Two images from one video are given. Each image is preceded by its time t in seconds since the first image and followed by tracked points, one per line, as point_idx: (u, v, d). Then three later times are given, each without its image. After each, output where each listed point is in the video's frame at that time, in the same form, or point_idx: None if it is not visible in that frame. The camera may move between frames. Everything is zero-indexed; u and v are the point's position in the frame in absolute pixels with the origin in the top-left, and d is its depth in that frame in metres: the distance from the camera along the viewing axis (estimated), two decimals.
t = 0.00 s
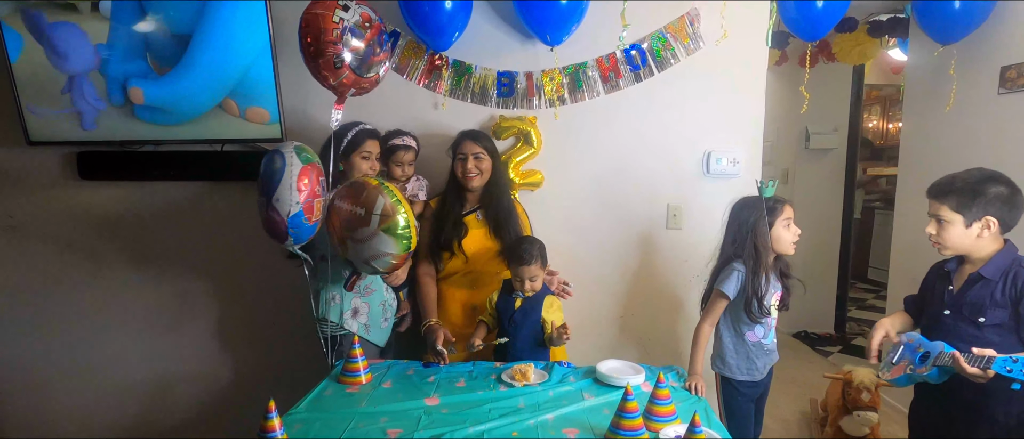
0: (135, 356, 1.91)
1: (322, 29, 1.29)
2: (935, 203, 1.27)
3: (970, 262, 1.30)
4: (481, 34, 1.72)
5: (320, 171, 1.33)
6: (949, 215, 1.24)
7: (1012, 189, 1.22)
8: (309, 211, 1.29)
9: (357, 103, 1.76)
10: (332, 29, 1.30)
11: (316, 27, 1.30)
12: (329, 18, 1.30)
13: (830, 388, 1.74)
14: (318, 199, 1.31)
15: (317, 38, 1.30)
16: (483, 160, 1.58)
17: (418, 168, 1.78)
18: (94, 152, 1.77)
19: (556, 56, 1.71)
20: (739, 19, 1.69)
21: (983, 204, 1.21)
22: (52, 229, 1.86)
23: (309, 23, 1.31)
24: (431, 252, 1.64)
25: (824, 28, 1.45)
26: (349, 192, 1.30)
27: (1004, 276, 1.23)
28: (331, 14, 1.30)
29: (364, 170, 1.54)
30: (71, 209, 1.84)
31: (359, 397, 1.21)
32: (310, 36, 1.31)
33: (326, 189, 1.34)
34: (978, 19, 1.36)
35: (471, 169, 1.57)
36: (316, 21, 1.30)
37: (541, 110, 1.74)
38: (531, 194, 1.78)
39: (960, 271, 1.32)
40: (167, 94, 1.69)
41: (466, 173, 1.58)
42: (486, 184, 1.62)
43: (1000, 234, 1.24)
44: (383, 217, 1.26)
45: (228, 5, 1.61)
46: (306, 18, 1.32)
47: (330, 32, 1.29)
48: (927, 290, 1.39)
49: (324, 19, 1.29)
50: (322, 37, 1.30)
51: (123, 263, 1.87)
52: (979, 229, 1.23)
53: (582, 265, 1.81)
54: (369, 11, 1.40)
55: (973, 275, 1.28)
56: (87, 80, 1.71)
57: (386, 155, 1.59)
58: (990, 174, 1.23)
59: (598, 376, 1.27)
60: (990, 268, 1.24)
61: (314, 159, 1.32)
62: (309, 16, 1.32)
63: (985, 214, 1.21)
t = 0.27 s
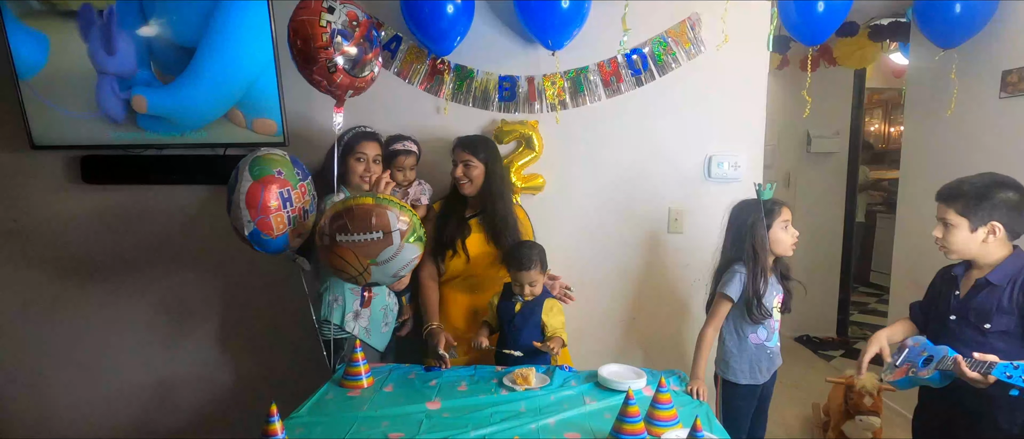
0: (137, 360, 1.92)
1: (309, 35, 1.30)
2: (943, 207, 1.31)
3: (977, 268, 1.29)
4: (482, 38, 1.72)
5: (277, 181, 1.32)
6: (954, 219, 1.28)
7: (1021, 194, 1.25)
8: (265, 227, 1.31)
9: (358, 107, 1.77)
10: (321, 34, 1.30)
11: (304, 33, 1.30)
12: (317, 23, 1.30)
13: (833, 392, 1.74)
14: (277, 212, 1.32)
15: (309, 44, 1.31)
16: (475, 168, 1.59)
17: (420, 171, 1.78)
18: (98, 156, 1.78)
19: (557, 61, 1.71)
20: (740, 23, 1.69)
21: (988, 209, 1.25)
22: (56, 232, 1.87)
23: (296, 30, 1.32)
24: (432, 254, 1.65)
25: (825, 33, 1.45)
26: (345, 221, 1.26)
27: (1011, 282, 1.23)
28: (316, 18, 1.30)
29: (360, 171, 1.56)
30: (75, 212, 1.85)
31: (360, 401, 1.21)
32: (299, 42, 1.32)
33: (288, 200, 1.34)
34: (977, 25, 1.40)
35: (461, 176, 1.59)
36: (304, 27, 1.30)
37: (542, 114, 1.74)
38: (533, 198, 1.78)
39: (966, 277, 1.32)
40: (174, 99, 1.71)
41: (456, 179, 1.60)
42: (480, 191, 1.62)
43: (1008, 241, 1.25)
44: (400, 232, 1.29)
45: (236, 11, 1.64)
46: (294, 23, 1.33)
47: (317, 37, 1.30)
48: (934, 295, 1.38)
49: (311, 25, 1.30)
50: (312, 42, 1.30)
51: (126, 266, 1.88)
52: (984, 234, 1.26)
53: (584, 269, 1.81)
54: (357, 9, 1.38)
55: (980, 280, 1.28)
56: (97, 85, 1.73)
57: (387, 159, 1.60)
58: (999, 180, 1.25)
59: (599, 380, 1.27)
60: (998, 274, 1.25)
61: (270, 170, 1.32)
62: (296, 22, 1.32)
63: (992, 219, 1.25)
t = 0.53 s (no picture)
0: (137, 360, 1.92)
1: (297, 43, 1.30)
2: (946, 207, 1.31)
3: (980, 269, 1.29)
4: (482, 39, 1.72)
5: (248, 188, 1.31)
6: (959, 220, 1.28)
7: None
8: (230, 231, 1.32)
9: (359, 108, 1.77)
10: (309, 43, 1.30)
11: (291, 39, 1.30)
12: (304, 32, 1.29)
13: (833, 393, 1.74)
14: (244, 219, 1.31)
15: (298, 50, 1.30)
16: (471, 169, 1.59)
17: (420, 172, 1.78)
18: (98, 157, 1.79)
19: (557, 62, 1.71)
20: (740, 24, 1.69)
21: (994, 210, 1.25)
22: (56, 232, 1.87)
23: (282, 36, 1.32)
24: (433, 254, 1.66)
25: (825, 34, 1.45)
26: (351, 238, 1.24)
27: (1013, 285, 1.24)
28: (300, 25, 1.29)
29: (359, 171, 1.54)
30: (76, 213, 1.85)
31: (360, 401, 1.21)
32: (287, 50, 1.32)
33: (258, 207, 1.32)
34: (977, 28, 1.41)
35: (456, 177, 1.61)
36: (292, 34, 1.29)
37: (542, 115, 1.74)
38: (532, 199, 1.78)
39: (969, 279, 1.31)
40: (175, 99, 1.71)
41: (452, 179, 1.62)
42: (475, 191, 1.62)
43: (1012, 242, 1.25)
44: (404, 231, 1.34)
45: (238, 13, 1.65)
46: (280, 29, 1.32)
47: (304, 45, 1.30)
48: (934, 296, 1.38)
49: (297, 29, 1.29)
50: (301, 48, 1.30)
51: (126, 267, 1.88)
52: (989, 235, 1.25)
53: (584, 269, 1.81)
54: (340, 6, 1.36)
55: (981, 283, 1.28)
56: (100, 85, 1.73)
57: (393, 160, 1.61)
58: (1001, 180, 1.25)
59: (599, 381, 1.27)
60: (1001, 276, 1.25)
61: (242, 176, 1.31)
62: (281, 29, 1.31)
63: (998, 220, 1.24)
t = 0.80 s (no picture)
0: (138, 360, 1.92)
1: (290, 31, 1.25)
2: (956, 207, 1.41)
3: (987, 270, 1.38)
4: (482, 39, 1.72)
5: (233, 188, 1.33)
6: (970, 219, 1.38)
7: None
8: (217, 229, 1.36)
9: (359, 108, 1.77)
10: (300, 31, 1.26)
11: (281, 29, 1.26)
12: (295, 19, 1.26)
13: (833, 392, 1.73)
14: (227, 217, 1.33)
15: (287, 39, 1.26)
16: (470, 168, 1.60)
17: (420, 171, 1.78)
18: (99, 157, 1.79)
19: (557, 61, 1.71)
20: (740, 23, 1.70)
21: (1006, 211, 1.33)
22: (56, 232, 1.87)
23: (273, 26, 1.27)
24: (433, 253, 1.66)
25: (825, 33, 1.45)
26: (361, 246, 1.24)
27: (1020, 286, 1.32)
28: (292, 14, 1.26)
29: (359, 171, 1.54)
30: (76, 213, 1.85)
31: (361, 401, 1.21)
32: (276, 38, 1.27)
33: (241, 207, 1.33)
34: (979, 25, 1.42)
35: (456, 176, 1.61)
36: (282, 23, 1.26)
37: (542, 114, 1.74)
38: (532, 198, 1.78)
39: (977, 280, 1.39)
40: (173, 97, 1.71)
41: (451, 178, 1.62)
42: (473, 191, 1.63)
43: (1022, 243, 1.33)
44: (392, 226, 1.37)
45: (238, 11, 1.66)
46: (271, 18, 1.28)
47: (297, 34, 1.26)
48: (941, 297, 1.46)
49: (289, 18, 1.25)
50: (289, 38, 1.26)
51: (126, 266, 1.88)
52: (1001, 235, 1.34)
53: (584, 269, 1.81)
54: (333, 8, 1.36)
55: (988, 284, 1.37)
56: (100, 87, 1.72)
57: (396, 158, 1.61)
58: (1012, 181, 1.34)
59: (599, 380, 1.27)
60: (1009, 277, 1.34)
61: (230, 176, 1.33)
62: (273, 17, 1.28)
63: (1009, 220, 1.33)
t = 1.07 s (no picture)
0: (137, 359, 1.92)
1: (281, 31, 1.23)
2: (963, 199, 1.24)
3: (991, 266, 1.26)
4: (481, 35, 1.72)
5: (230, 185, 1.34)
6: (983, 213, 1.21)
7: None
8: (221, 224, 1.37)
9: (358, 105, 1.77)
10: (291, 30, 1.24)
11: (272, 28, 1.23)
12: (286, 18, 1.23)
13: (834, 387, 1.73)
14: (225, 213, 1.35)
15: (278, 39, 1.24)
16: (463, 166, 1.60)
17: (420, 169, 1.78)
18: (96, 156, 1.78)
19: (556, 57, 1.71)
20: (740, 18, 1.69)
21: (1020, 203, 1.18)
22: (55, 233, 1.87)
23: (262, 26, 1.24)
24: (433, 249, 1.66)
25: (824, 28, 1.44)
26: (357, 247, 1.21)
27: None
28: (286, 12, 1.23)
29: (360, 167, 1.53)
30: (75, 213, 1.85)
31: (361, 398, 1.21)
32: (267, 39, 1.24)
33: (236, 203, 1.34)
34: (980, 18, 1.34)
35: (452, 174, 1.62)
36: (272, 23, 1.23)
37: (541, 111, 1.74)
38: (532, 195, 1.78)
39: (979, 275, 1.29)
40: (169, 96, 1.69)
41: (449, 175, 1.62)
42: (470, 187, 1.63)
43: None
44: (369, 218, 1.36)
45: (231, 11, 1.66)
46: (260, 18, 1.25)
47: (289, 33, 1.23)
48: (944, 293, 1.36)
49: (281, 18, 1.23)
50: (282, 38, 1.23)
51: (124, 266, 1.88)
52: (1013, 230, 1.19)
53: (584, 265, 1.81)
54: (315, 1, 1.33)
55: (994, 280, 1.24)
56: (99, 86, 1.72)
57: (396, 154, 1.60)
58: None
59: (599, 377, 1.27)
60: (1014, 273, 1.21)
61: (227, 173, 1.35)
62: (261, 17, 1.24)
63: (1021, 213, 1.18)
